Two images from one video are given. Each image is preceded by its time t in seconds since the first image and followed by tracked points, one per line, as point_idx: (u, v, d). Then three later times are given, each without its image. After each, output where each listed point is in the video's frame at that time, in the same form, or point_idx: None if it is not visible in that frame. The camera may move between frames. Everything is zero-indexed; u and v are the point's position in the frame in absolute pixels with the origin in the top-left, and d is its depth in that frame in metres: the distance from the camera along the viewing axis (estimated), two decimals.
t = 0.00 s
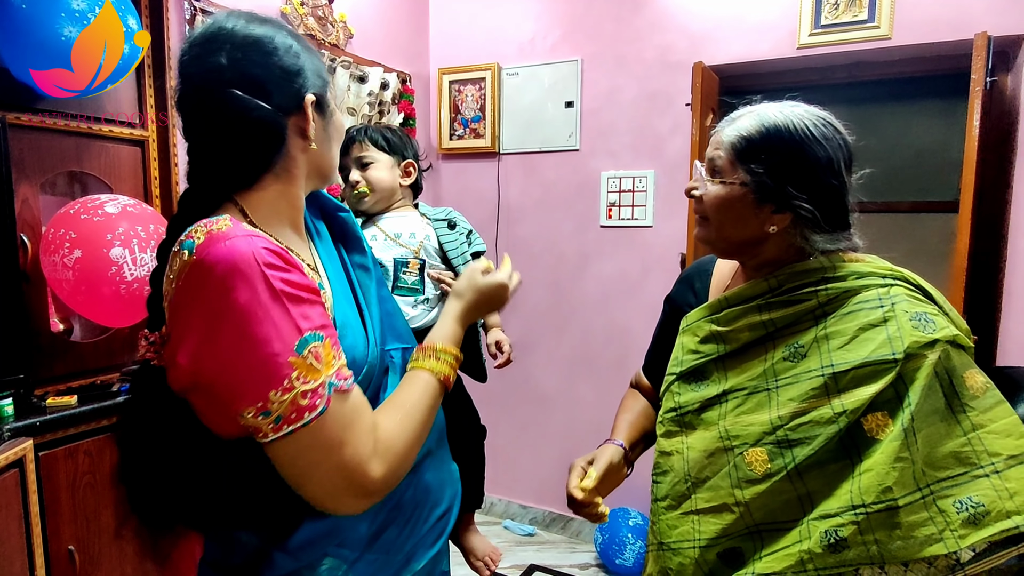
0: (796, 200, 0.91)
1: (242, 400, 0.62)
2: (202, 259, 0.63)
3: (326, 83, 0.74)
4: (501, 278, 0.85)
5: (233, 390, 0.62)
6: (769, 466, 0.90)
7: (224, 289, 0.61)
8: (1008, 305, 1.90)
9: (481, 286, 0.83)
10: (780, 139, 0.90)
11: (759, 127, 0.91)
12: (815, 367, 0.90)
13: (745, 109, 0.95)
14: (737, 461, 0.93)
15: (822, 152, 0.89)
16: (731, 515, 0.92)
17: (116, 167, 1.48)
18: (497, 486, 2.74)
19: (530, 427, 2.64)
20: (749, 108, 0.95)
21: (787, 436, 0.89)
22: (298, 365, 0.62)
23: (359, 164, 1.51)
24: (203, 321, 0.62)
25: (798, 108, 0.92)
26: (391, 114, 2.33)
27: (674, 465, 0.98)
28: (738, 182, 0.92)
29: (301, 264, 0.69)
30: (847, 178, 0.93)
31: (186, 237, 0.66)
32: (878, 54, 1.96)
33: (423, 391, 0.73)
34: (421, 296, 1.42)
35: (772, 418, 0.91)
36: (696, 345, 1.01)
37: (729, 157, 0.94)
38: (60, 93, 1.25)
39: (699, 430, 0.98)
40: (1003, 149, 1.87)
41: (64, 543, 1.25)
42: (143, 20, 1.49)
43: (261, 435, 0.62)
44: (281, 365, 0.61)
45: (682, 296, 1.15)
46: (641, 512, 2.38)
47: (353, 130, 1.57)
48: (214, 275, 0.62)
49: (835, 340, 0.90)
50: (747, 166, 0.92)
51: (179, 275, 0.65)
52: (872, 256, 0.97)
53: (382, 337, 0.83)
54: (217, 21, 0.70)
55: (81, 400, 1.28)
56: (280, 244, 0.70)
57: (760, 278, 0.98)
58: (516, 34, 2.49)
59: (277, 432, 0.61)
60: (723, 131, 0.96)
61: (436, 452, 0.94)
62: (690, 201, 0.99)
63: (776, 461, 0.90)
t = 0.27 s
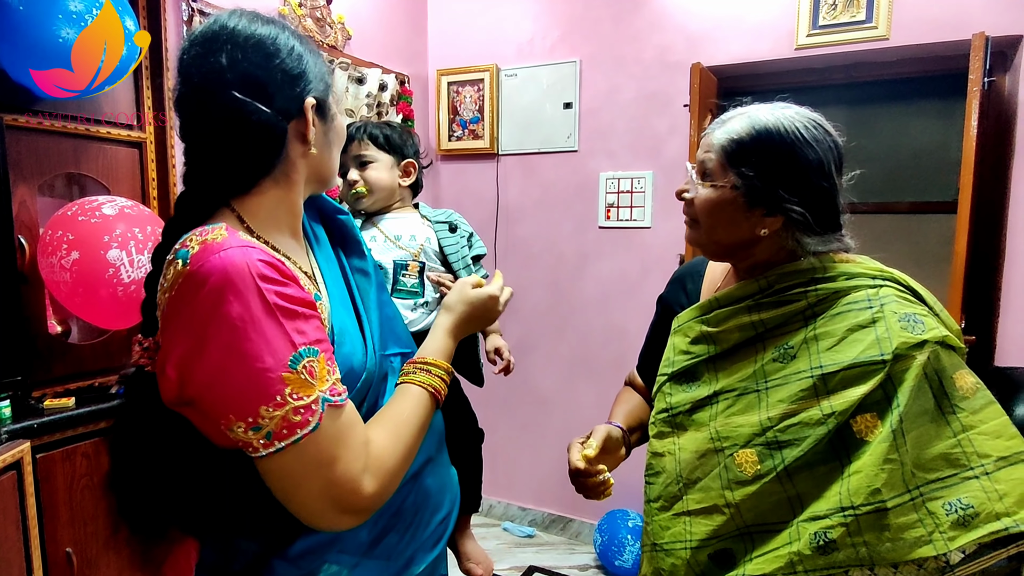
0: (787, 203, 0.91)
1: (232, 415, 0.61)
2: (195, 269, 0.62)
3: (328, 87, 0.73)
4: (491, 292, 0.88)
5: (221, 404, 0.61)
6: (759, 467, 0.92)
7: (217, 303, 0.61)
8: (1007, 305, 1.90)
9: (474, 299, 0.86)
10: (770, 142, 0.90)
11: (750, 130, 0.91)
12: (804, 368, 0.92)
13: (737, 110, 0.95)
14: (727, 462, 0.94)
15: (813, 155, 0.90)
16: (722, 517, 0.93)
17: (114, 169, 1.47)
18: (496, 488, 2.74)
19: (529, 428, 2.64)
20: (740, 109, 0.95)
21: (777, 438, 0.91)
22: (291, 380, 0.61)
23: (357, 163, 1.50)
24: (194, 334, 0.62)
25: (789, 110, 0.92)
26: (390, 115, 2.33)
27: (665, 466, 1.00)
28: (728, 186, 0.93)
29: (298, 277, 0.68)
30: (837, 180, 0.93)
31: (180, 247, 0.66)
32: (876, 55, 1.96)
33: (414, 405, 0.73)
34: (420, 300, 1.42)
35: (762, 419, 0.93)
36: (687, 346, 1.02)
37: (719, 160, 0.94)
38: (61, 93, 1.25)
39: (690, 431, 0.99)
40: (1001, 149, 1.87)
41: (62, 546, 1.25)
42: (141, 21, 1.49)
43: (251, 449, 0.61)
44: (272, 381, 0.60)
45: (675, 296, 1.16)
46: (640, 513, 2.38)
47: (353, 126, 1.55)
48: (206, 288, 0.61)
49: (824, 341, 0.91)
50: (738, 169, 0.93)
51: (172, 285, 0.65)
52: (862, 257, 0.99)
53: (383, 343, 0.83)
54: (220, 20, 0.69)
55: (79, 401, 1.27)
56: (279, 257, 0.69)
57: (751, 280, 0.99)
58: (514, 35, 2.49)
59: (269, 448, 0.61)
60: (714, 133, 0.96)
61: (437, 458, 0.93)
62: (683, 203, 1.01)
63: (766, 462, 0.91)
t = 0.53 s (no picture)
0: (781, 212, 0.92)
1: (248, 418, 0.61)
2: (194, 278, 0.62)
3: (327, 92, 0.74)
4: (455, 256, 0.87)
5: (236, 409, 0.62)
6: (754, 476, 0.92)
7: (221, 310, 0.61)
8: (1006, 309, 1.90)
9: (445, 266, 0.85)
10: (762, 150, 0.91)
11: (741, 138, 0.92)
12: (799, 377, 0.92)
13: (728, 118, 0.96)
14: (722, 470, 0.94)
15: (804, 162, 0.90)
16: (717, 526, 0.94)
17: (114, 174, 1.48)
18: (496, 492, 2.73)
19: (528, 432, 2.64)
20: (731, 117, 0.96)
21: (772, 446, 0.91)
22: (307, 374, 0.62)
23: (365, 170, 1.51)
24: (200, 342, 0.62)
25: (780, 117, 0.93)
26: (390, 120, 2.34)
27: (660, 474, 1.00)
28: (721, 195, 0.94)
29: (297, 279, 0.69)
30: (831, 188, 0.94)
31: (175, 253, 0.66)
32: (873, 59, 1.97)
33: (422, 386, 0.73)
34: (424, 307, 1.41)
35: (756, 427, 0.93)
36: (681, 352, 1.03)
37: (710, 169, 0.95)
38: (61, 94, 1.25)
39: (684, 439, 1.00)
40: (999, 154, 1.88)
41: (62, 550, 1.25)
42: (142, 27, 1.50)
43: (273, 449, 0.62)
44: (287, 378, 0.61)
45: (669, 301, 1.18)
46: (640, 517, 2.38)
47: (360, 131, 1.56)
48: (208, 295, 0.62)
49: (818, 348, 0.92)
50: (729, 178, 0.94)
51: (168, 294, 0.65)
52: (856, 263, 1.00)
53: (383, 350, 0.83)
54: (218, 25, 0.69)
55: (79, 406, 1.28)
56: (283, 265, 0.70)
57: (744, 286, 1.00)
58: (513, 40, 2.50)
59: (293, 444, 0.62)
60: (705, 142, 0.97)
61: (434, 467, 0.94)
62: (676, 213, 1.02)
63: (761, 471, 0.91)
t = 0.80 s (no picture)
0: (779, 219, 0.92)
1: (277, 405, 0.63)
2: (194, 280, 0.63)
3: (327, 97, 0.73)
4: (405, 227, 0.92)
5: (266, 398, 0.63)
6: (754, 485, 0.92)
7: (231, 308, 0.62)
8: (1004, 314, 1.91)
9: (408, 242, 0.90)
10: (759, 157, 0.92)
11: (738, 146, 0.93)
12: (798, 386, 0.92)
13: (724, 126, 0.97)
14: (722, 479, 0.95)
15: (802, 169, 0.91)
16: (717, 534, 0.94)
17: (117, 181, 1.50)
18: (496, 497, 2.74)
19: (528, 437, 2.64)
20: (728, 125, 0.97)
21: (773, 455, 0.92)
22: (329, 351, 0.64)
23: (367, 173, 1.52)
24: (210, 342, 0.63)
25: (776, 124, 0.94)
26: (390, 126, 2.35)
27: (659, 482, 1.00)
28: (719, 204, 0.95)
29: (296, 270, 0.70)
30: (827, 195, 0.94)
31: (172, 257, 0.67)
32: (871, 66, 1.98)
33: (427, 349, 0.77)
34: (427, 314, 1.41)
35: (755, 436, 0.93)
36: (679, 359, 1.03)
37: (707, 178, 0.96)
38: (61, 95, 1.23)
39: (683, 447, 1.00)
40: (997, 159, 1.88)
41: (62, 555, 1.25)
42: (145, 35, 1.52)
43: (309, 432, 0.64)
44: (310, 359, 0.63)
45: (664, 307, 1.19)
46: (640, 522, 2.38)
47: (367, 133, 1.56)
48: (212, 294, 0.62)
49: (817, 357, 0.92)
50: (726, 186, 0.94)
51: (167, 296, 0.65)
52: (854, 270, 1.00)
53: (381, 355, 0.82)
54: (216, 30, 0.69)
55: (80, 411, 1.28)
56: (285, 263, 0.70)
57: (742, 294, 1.01)
58: (513, 46, 2.51)
59: (329, 422, 0.64)
60: (702, 150, 0.98)
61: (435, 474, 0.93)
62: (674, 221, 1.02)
63: (761, 480, 0.92)
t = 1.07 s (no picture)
0: (772, 226, 0.93)
1: (282, 400, 0.64)
2: (192, 282, 0.64)
3: (322, 104, 0.75)
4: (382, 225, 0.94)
5: (270, 393, 0.64)
6: (747, 491, 0.92)
7: (230, 308, 0.63)
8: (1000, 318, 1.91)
9: (388, 241, 0.90)
10: (751, 163, 0.93)
11: (730, 153, 0.94)
12: (791, 392, 0.93)
13: (717, 132, 0.99)
14: (715, 485, 0.94)
15: (794, 176, 0.92)
16: (711, 540, 0.93)
17: (118, 187, 1.51)
18: (495, 501, 2.74)
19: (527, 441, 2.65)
20: (721, 132, 0.98)
21: (767, 462, 0.92)
22: (329, 344, 0.65)
23: (375, 179, 1.53)
24: (210, 342, 0.64)
25: (769, 131, 0.95)
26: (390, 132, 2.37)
27: (653, 488, 1.00)
28: (712, 212, 0.96)
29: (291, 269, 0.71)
30: (820, 202, 0.95)
31: (167, 259, 0.68)
32: (866, 72, 1.99)
33: (420, 339, 0.79)
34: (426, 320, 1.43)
35: (748, 443, 0.94)
36: (672, 366, 1.04)
37: (700, 185, 0.97)
38: (61, 96, 1.23)
39: (677, 453, 1.00)
40: (992, 165, 1.90)
41: (62, 558, 1.26)
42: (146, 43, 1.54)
43: (315, 424, 0.65)
44: (311, 352, 0.64)
45: (657, 313, 1.20)
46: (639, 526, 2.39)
47: (374, 137, 1.57)
48: (209, 295, 0.63)
49: (810, 363, 0.93)
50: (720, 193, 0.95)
51: (164, 299, 0.66)
52: (846, 276, 1.01)
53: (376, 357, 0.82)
54: (211, 37, 0.71)
55: (80, 415, 1.30)
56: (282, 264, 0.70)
57: (735, 300, 1.01)
58: (512, 53, 2.53)
59: (334, 414, 0.65)
60: (695, 157, 0.99)
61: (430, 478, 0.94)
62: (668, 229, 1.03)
63: (754, 487, 0.92)
